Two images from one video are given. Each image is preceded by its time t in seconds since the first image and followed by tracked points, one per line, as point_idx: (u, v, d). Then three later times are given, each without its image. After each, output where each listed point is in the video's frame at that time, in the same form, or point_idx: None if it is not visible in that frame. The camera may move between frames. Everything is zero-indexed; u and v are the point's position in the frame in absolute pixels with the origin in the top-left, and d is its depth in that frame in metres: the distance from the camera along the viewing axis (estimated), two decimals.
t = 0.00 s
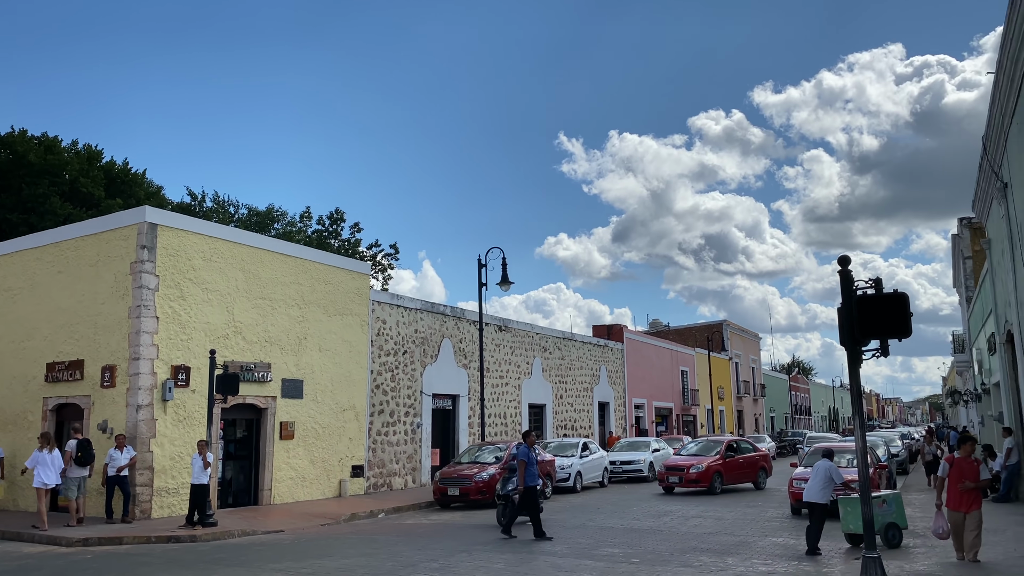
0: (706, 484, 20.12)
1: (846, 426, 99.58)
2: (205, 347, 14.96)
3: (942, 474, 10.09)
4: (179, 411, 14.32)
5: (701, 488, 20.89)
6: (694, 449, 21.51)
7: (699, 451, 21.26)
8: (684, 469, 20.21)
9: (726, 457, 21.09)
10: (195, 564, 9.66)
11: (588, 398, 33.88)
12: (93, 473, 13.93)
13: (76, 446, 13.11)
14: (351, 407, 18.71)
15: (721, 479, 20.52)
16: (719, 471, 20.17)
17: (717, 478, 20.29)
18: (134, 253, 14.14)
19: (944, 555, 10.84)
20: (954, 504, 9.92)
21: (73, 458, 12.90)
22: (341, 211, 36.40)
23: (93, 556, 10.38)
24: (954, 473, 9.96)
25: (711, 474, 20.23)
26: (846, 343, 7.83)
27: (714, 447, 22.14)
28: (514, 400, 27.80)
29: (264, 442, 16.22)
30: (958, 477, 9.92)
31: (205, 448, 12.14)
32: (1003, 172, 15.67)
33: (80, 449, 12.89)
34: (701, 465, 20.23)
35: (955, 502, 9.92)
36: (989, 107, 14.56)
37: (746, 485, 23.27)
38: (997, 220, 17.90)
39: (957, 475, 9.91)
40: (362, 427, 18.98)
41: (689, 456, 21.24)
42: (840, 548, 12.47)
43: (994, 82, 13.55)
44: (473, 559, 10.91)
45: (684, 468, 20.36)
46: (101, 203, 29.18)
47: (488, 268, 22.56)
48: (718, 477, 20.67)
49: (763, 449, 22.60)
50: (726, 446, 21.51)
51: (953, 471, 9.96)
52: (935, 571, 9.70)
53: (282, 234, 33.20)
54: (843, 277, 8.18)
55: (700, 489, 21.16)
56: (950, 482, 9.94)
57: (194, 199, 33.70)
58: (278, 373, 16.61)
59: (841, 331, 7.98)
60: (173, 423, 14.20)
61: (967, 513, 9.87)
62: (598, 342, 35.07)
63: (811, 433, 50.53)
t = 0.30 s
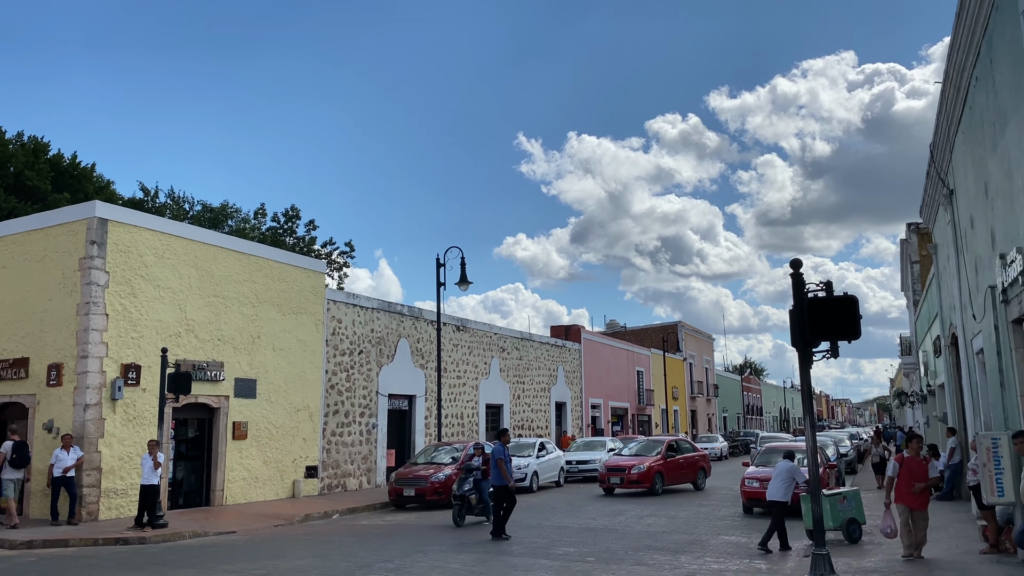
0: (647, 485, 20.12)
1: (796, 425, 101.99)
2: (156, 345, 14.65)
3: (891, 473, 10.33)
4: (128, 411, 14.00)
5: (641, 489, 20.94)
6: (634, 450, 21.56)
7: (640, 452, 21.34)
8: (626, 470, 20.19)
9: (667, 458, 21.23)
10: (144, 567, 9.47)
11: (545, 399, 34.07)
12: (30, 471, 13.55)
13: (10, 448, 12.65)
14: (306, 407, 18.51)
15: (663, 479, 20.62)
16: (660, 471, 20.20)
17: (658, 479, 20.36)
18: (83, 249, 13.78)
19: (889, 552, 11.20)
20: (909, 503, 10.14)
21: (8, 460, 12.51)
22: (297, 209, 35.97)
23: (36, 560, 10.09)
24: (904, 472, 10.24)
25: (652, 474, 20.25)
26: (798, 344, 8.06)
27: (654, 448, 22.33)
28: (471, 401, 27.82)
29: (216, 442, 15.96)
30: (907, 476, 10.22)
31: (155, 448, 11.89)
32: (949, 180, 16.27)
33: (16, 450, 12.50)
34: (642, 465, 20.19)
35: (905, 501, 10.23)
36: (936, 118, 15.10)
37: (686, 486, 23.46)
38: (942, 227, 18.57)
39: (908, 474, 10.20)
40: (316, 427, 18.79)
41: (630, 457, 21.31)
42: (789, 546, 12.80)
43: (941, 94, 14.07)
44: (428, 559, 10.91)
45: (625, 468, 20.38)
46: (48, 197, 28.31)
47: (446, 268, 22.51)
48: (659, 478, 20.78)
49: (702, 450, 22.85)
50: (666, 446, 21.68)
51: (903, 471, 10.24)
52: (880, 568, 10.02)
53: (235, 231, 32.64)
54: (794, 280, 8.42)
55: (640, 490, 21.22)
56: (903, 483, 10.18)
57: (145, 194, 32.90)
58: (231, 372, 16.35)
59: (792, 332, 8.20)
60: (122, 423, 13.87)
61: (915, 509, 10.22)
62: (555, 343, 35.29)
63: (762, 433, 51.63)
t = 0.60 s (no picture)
0: (595, 486, 19.98)
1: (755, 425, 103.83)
2: (115, 345, 14.39)
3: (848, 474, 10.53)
4: (86, 411, 13.72)
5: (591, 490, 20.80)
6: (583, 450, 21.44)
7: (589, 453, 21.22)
8: (575, 472, 19.97)
9: (616, 458, 21.08)
10: (101, 569, 9.36)
11: (508, 399, 34.19)
12: None
13: None
14: (267, 407, 18.34)
15: (612, 481, 20.49)
16: (610, 472, 20.08)
17: (607, 480, 20.21)
18: (39, 247, 13.47)
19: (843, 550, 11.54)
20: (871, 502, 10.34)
21: None
22: (259, 207, 35.54)
23: None
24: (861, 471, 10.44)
25: (602, 476, 20.11)
26: (756, 345, 8.30)
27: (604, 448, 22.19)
28: (434, 401, 27.81)
29: (175, 442, 15.73)
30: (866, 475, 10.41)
31: (112, 449, 11.71)
32: (903, 187, 16.79)
33: None
34: (592, 466, 20.01)
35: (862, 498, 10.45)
36: (891, 126, 15.58)
37: (632, 489, 23.52)
38: (897, 232, 19.14)
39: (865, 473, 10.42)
40: (278, 428, 18.62)
41: (579, 458, 21.19)
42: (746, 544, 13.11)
43: (896, 103, 14.53)
44: (393, 559, 10.93)
45: (574, 470, 20.10)
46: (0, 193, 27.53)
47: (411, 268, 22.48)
48: (607, 479, 20.65)
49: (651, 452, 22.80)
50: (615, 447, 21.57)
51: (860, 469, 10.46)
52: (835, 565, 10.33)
53: (195, 229, 32.12)
54: (754, 283, 8.65)
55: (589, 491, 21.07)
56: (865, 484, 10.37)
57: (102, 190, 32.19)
58: (191, 372, 16.12)
59: (751, 334, 8.43)
60: (79, 423, 13.60)
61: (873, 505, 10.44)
62: (519, 343, 35.45)
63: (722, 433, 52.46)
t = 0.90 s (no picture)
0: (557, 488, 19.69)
1: (727, 425, 105.02)
2: (88, 344, 14.24)
3: (823, 471, 10.69)
4: (57, 411, 13.56)
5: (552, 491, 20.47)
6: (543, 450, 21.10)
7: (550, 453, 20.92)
8: (537, 473, 19.62)
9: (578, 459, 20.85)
10: (74, 570, 9.30)
11: (483, 399, 34.26)
12: None
13: None
14: (241, 407, 18.24)
15: (574, 481, 20.24)
16: (572, 473, 19.78)
17: (569, 481, 19.89)
18: (10, 245, 13.28)
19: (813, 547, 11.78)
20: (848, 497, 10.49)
21: None
22: (234, 206, 35.22)
23: None
24: (835, 468, 10.61)
25: (564, 477, 19.81)
26: (728, 347, 8.47)
27: (565, 448, 21.94)
28: (410, 401, 27.80)
29: (148, 442, 15.60)
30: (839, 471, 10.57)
31: (85, 449, 11.61)
32: (873, 192, 17.16)
33: None
34: (554, 467, 19.67)
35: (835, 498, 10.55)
36: (862, 132, 15.92)
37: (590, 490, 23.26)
38: (867, 236, 19.55)
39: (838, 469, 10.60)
40: (252, 428, 18.52)
41: (541, 458, 20.84)
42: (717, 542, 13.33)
43: (866, 109, 14.83)
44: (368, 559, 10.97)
45: (535, 471, 19.75)
46: None
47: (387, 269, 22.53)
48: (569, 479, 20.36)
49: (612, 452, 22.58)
50: (577, 448, 21.33)
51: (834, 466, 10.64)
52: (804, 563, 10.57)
53: (168, 227, 31.76)
54: (727, 286, 8.84)
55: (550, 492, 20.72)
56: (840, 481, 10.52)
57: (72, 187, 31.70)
58: (165, 371, 16.00)
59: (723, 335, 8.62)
60: (50, 423, 13.44)
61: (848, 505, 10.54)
62: (494, 344, 35.53)
63: (695, 433, 53.06)
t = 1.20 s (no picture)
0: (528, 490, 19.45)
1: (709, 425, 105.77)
2: (70, 343, 14.16)
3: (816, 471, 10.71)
4: (39, 411, 13.47)
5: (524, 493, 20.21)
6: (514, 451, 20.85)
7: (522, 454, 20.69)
8: (508, 475, 19.36)
9: (551, 460, 20.65)
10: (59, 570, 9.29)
11: (467, 399, 34.30)
12: None
13: None
14: (225, 407, 18.18)
15: (546, 483, 20.02)
16: (544, 475, 19.57)
17: (541, 483, 19.66)
18: None
19: (792, 545, 11.98)
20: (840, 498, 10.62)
21: None
22: (217, 205, 35.02)
23: None
24: (828, 469, 10.68)
25: (536, 479, 19.58)
26: (709, 348, 8.61)
27: (536, 449, 21.56)
28: (394, 401, 27.81)
29: (131, 442, 15.53)
30: (832, 473, 10.66)
31: (67, 449, 11.56)
32: (853, 195, 17.44)
33: None
34: (526, 469, 19.44)
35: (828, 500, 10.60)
36: (842, 137, 16.16)
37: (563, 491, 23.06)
38: (847, 238, 19.84)
39: (831, 470, 10.68)
40: (235, 428, 18.47)
41: (512, 459, 20.55)
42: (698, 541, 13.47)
43: (847, 114, 15.05)
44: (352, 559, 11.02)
45: (507, 473, 19.50)
46: None
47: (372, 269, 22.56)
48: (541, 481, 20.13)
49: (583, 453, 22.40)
50: (550, 448, 21.06)
51: (826, 467, 10.70)
52: (782, 561, 10.75)
53: (150, 226, 31.52)
54: (708, 289, 8.97)
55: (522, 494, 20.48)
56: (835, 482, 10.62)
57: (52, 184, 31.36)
58: (148, 371, 15.92)
59: (704, 337, 8.75)
60: (32, 423, 13.34)
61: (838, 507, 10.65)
62: (478, 344, 35.61)
63: (677, 432, 53.45)
